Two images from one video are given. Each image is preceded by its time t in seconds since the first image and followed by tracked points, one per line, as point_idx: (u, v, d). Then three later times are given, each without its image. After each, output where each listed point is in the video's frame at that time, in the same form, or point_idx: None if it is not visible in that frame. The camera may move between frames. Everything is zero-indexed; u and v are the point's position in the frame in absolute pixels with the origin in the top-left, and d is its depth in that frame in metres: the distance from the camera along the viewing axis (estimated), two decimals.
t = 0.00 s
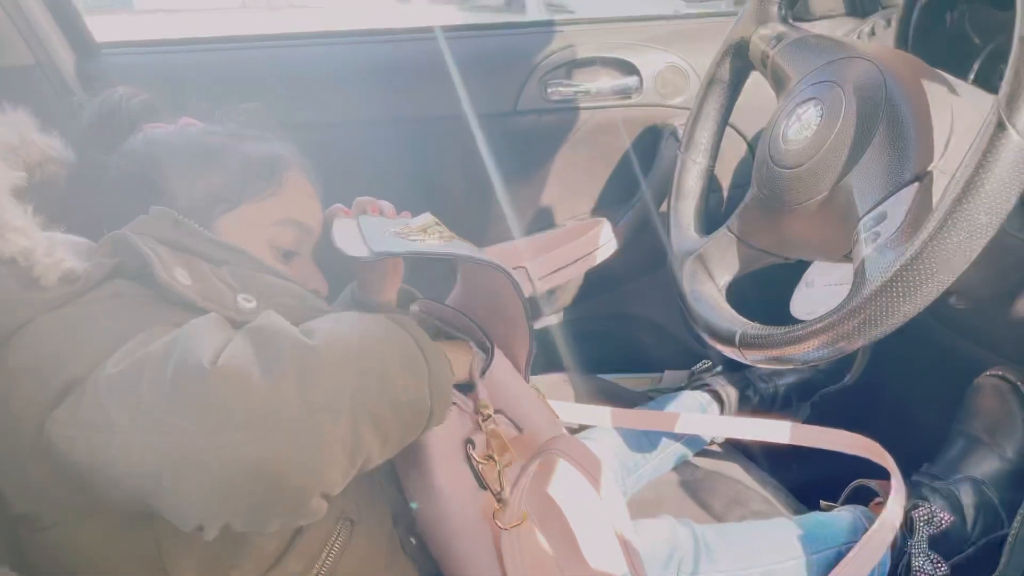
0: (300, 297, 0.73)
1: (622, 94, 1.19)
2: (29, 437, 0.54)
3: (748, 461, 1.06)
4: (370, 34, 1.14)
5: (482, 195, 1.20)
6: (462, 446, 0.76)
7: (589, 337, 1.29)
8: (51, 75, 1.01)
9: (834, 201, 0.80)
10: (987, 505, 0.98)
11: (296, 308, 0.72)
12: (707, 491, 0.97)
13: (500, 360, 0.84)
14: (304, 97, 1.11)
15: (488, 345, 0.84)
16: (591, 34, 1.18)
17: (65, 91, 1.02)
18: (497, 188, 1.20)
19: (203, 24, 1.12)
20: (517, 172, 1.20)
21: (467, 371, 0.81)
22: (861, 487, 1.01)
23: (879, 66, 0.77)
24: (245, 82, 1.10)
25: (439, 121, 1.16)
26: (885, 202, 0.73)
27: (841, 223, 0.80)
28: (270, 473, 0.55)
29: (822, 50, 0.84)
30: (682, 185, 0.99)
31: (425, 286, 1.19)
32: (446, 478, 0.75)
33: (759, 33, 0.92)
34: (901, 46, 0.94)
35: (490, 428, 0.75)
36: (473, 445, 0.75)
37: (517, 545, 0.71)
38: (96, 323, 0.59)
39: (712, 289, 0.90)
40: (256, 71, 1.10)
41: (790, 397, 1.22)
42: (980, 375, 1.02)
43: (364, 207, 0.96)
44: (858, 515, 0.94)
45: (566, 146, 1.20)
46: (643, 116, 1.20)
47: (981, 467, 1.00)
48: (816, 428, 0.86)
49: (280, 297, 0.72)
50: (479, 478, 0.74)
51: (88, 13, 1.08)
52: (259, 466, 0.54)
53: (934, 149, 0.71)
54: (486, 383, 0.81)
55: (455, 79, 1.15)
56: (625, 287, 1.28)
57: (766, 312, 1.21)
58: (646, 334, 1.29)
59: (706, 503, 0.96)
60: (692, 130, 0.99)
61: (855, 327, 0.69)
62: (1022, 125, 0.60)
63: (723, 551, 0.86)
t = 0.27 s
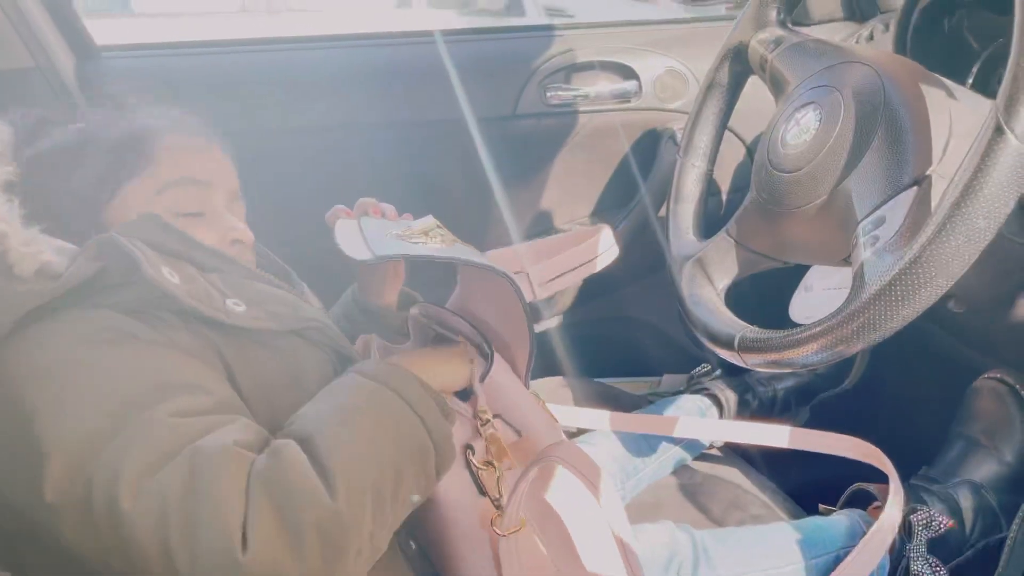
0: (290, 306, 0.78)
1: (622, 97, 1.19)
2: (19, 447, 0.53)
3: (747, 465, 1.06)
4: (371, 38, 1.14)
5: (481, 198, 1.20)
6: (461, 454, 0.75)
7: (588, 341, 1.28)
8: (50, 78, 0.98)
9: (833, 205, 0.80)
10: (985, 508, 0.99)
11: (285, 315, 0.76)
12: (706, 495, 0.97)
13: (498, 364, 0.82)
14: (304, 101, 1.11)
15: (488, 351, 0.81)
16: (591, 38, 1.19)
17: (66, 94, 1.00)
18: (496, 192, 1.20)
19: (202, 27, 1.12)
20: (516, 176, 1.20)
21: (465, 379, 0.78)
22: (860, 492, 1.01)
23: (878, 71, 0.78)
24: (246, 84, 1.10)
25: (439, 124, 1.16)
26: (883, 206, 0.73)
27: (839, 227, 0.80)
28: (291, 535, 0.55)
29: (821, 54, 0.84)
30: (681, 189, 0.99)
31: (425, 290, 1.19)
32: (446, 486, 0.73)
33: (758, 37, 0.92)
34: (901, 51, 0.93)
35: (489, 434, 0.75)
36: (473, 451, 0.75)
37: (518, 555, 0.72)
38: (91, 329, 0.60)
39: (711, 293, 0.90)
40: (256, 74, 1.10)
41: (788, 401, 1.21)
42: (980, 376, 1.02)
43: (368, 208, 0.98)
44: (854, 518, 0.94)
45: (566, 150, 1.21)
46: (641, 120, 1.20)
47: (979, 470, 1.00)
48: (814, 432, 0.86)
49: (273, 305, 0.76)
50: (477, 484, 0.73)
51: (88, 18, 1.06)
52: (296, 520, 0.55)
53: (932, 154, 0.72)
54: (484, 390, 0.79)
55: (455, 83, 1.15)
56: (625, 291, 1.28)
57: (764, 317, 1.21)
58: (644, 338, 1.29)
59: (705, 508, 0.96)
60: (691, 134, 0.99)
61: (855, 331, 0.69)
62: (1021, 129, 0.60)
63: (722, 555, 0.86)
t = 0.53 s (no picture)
0: (279, 309, 0.78)
1: (619, 101, 1.20)
2: (13, 455, 0.53)
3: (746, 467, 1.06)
4: (371, 41, 1.14)
5: (480, 201, 1.20)
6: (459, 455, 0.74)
7: (587, 343, 1.28)
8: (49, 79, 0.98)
9: (831, 208, 0.80)
10: (983, 510, 0.99)
11: (275, 317, 0.76)
12: (704, 497, 0.97)
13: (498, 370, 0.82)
14: (303, 103, 1.11)
15: (487, 356, 0.81)
16: (590, 41, 1.19)
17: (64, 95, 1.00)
18: (495, 195, 1.20)
19: (202, 29, 1.13)
20: (515, 178, 1.20)
21: (464, 386, 0.79)
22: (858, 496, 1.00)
23: (876, 74, 0.78)
24: (245, 87, 1.10)
25: (438, 127, 1.16)
26: (881, 208, 0.73)
27: (837, 229, 0.80)
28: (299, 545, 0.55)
29: (819, 57, 0.85)
30: (680, 192, 0.99)
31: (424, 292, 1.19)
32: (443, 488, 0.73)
33: (756, 41, 0.93)
34: (898, 54, 0.94)
35: (487, 440, 0.74)
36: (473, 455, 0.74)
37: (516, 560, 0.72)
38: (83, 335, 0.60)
39: (709, 295, 0.90)
40: (256, 77, 1.10)
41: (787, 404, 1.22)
42: (977, 378, 1.02)
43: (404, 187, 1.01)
44: (852, 520, 0.94)
45: (565, 153, 1.21)
46: (640, 123, 1.20)
47: (978, 472, 1.00)
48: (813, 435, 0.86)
49: (264, 308, 0.76)
50: (477, 489, 0.73)
51: (86, 20, 1.06)
52: (308, 540, 0.55)
53: (931, 157, 0.72)
54: (484, 396, 0.79)
55: (453, 85, 1.15)
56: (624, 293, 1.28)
57: (763, 320, 1.21)
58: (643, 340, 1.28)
59: (704, 510, 0.96)
60: (690, 136, 0.99)
61: (852, 334, 0.69)
62: (1019, 132, 0.60)
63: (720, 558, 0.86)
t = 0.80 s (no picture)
0: (288, 307, 0.78)
1: (619, 103, 1.20)
2: (16, 451, 0.53)
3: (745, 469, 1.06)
4: (370, 43, 1.15)
5: (480, 203, 1.20)
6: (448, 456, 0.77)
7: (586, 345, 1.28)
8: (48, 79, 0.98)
9: (830, 211, 0.80)
10: (983, 512, 0.99)
11: (285, 316, 0.76)
12: (704, 499, 0.97)
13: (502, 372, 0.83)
14: (302, 104, 1.11)
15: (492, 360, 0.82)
16: (589, 44, 1.19)
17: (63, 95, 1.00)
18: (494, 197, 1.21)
19: (202, 31, 1.13)
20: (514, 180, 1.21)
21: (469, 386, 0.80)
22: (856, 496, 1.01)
23: (875, 76, 0.78)
24: (245, 88, 1.10)
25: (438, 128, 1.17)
26: (880, 210, 0.73)
27: (836, 231, 0.80)
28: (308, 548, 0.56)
29: (818, 59, 0.85)
30: (679, 194, 0.99)
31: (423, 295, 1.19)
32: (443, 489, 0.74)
33: (754, 43, 0.93)
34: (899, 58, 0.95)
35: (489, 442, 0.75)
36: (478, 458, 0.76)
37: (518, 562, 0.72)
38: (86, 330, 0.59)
39: (709, 297, 0.90)
40: (255, 79, 1.10)
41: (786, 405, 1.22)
42: (973, 377, 1.02)
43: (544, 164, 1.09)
44: (851, 522, 0.94)
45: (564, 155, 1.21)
46: (639, 125, 1.21)
47: (976, 471, 1.00)
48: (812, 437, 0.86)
49: (271, 307, 0.76)
50: (480, 490, 0.74)
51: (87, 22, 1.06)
52: (316, 543, 0.56)
53: (929, 160, 0.72)
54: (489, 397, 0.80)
55: (451, 87, 1.15)
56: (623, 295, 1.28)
57: (762, 322, 1.21)
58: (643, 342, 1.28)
59: (703, 512, 0.96)
60: (689, 139, 0.99)
61: (852, 336, 0.69)
62: (1017, 134, 0.60)
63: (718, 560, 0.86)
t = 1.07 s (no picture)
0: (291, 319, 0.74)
1: (618, 105, 1.20)
2: (50, 463, 0.57)
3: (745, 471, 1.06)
4: (374, 47, 1.16)
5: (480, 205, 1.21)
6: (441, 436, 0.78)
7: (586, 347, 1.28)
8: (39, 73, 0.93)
9: (829, 213, 0.80)
10: (978, 516, 1.00)
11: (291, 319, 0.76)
12: (703, 501, 0.98)
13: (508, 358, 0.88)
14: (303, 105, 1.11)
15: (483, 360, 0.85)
16: (589, 46, 1.19)
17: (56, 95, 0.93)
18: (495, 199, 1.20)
19: (202, 31, 1.13)
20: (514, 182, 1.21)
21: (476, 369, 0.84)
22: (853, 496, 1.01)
23: (874, 79, 0.78)
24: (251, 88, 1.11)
25: (439, 130, 1.17)
26: (880, 214, 0.74)
27: (835, 234, 0.80)
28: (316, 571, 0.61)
29: (817, 62, 0.85)
30: (679, 196, 0.99)
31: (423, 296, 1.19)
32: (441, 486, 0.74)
33: (754, 46, 0.93)
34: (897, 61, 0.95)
35: (495, 413, 0.78)
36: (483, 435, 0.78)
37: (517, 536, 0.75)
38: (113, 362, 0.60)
39: (708, 300, 0.91)
40: (261, 80, 1.11)
41: (782, 404, 1.21)
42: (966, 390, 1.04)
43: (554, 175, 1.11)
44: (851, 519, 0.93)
45: (564, 157, 1.21)
46: (639, 127, 1.21)
47: (973, 480, 1.02)
48: (811, 439, 0.87)
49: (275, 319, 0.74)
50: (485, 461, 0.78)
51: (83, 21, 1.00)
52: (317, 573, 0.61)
53: (928, 163, 0.72)
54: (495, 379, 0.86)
55: (451, 88, 1.17)
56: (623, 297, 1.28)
57: (762, 324, 1.21)
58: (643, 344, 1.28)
59: (702, 514, 0.96)
60: (689, 141, 0.99)
61: (851, 340, 0.70)
62: (1016, 139, 0.60)
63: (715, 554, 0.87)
